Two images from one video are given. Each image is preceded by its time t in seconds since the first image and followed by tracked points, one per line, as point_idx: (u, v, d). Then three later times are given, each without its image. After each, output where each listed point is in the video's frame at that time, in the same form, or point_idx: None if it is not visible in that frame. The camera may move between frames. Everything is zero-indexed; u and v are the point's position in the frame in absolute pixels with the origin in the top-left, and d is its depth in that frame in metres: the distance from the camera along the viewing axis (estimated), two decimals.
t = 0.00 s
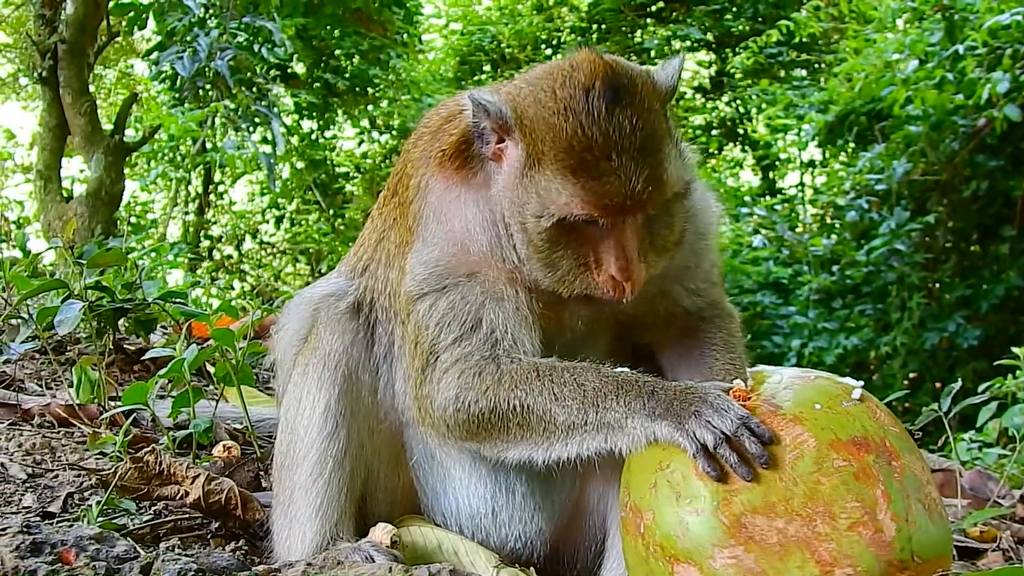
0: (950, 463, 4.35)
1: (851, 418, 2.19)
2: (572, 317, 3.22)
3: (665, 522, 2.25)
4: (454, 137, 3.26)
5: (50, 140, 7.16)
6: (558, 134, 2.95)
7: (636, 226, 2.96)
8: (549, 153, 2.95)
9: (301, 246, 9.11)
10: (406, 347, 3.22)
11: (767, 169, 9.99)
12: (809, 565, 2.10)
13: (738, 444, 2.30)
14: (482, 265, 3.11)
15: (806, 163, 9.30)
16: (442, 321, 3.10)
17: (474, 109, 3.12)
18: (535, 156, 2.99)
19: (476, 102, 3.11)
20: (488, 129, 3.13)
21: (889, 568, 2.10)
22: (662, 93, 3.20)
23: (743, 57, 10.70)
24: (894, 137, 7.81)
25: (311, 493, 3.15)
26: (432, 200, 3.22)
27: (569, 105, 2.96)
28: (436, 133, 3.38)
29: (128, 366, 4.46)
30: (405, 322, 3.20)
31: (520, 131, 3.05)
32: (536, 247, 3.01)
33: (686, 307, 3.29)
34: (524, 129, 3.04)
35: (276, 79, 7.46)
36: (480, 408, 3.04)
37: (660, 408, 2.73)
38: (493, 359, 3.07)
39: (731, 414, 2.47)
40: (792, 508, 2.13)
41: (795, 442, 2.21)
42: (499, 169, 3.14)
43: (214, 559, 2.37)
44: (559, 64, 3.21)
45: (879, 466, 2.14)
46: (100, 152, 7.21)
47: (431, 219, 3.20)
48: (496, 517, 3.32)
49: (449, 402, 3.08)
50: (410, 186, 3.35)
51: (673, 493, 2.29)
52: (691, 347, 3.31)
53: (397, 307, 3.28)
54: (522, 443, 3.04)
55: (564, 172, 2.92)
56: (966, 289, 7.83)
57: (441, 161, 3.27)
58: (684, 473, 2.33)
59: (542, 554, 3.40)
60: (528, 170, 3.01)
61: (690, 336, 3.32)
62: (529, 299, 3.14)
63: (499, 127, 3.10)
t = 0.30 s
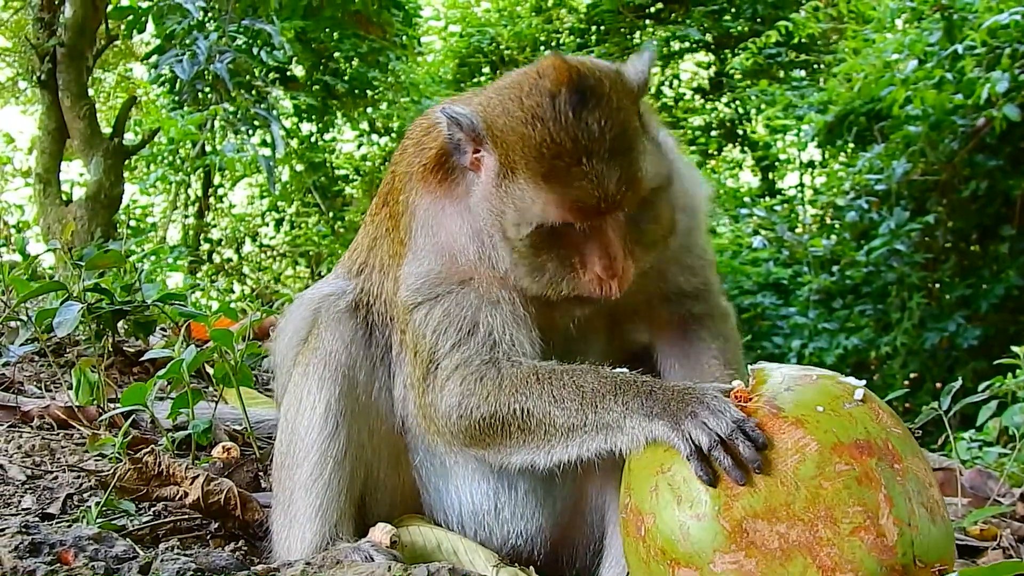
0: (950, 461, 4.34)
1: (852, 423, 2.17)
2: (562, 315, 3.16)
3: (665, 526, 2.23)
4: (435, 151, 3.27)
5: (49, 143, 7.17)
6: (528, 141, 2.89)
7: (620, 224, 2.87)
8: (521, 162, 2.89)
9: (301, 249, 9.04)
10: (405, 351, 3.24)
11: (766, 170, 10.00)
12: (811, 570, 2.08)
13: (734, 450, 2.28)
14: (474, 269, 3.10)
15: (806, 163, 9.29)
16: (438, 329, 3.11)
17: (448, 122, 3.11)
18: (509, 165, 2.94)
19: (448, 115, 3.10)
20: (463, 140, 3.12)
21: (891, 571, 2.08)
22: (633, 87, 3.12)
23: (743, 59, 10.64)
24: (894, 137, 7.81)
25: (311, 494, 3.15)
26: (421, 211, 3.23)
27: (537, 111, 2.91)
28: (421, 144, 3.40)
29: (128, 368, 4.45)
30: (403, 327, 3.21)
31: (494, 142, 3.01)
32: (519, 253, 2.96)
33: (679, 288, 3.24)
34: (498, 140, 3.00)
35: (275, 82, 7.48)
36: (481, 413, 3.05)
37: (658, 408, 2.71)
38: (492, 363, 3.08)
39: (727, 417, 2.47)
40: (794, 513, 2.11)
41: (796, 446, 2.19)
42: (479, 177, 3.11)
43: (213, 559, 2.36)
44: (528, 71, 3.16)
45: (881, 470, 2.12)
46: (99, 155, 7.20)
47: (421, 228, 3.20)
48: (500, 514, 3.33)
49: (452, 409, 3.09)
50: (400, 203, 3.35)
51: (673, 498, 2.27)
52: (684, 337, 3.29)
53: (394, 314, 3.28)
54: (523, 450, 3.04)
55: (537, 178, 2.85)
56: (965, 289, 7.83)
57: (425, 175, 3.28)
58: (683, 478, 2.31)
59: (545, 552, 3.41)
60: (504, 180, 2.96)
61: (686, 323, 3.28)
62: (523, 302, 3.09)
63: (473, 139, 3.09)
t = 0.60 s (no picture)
0: (953, 461, 4.34)
1: (828, 400, 2.11)
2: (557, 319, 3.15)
3: (650, 512, 2.14)
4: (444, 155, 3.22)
5: (51, 145, 7.17)
6: (538, 159, 2.85)
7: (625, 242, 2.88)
8: (528, 180, 2.87)
9: (302, 250, 9.09)
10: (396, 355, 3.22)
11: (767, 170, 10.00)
12: (793, 539, 1.99)
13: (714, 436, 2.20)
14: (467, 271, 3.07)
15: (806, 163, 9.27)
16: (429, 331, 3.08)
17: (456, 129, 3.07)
18: (518, 181, 2.90)
19: (454, 126, 3.07)
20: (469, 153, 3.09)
21: (876, 538, 1.98)
22: (638, 98, 3.09)
23: (744, 58, 10.72)
24: (895, 137, 7.81)
25: (316, 494, 3.15)
26: (421, 215, 3.18)
27: (545, 128, 2.87)
28: (426, 149, 3.38)
29: (131, 368, 4.46)
30: (375, 321, 3.18)
31: (501, 157, 2.98)
32: (525, 265, 2.94)
33: (678, 306, 3.22)
34: (507, 153, 2.95)
35: (275, 83, 7.47)
36: (436, 408, 3.04)
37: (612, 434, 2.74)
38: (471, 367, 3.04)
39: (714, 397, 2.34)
40: (774, 485, 2.01)
41: (768, 419, 2.08)
42: (484, 188, 3.08)
43: (220, 559, 2.36)
44: (533, 82, 3.12)
45: (858, 441, 2.04)
46: (100, 157, 7.20)
47: (418, 235, 3.15)
48: (502, 506, 3.38)
49: (410, 396, 3.07)
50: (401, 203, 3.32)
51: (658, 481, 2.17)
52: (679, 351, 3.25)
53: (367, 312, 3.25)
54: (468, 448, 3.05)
55: (542, 197, 2.83)
56: (967, 289, 7.83)
57: (429, 181, 3.24)
58: (663, 459, 2.21)
59: (547, 545, 3.40)
60: (512, 194, 2.92)
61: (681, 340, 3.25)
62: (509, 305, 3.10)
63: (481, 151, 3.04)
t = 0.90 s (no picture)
0: (953, 459, 4.34)
1: (864, 407, 2.19)
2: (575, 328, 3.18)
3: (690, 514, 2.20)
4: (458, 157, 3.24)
5: (50, 143, 7.17)
6: (541, 163, 2.85)
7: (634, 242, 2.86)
8: (533, 184, 2.87)
9: (301, 248, 8.98)
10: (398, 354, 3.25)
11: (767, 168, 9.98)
12: (840, 546, 2.02)
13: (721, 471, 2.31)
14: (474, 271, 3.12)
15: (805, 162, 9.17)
16: (436, 329, 3.12)
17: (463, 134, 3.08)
18: (524, 185, 2.91)
19: (460, 127, 3.09)
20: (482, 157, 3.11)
21: (918, 548, 2.02)
22: (648, 102, 3.06)
23: (743, 57, 10.71)
24: (894, 136, 7.81)
25: (315, 491, 3.15)
26: (435, 213, 3.23)
27: (550, 132, 2.86)
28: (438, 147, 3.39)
29: (131, 367, 4.45)
30: (383, 326, 3.23)
31: (508, 159, 2.97)
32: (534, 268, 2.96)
33: (696, 306, 3.26)
34: (513, 159, 2.96)
35: (274, 81, 7.47)
36: (446, 413, 3.11)
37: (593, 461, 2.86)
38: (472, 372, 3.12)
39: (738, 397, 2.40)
40: (819, 491, 2.06)
41: (808, 423, 2.14)
42: (496, 188, 3.09)
43: (220, 557, 2.35)
44: (545, 84, 3.11)
45: (898, 449, 2.11)
46: (100, 154, 7.20)
47: (431, 233, 3.20)
48: (510, 503, 3.36)
49: (421, 396, 3.13)
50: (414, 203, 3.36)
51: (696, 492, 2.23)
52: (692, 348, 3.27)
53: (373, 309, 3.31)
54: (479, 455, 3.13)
55: (548, 201, 2.83)
56: (966, 288, 7.84)
57: (443, 180, 3.27)
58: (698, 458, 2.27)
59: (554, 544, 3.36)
60: (520, 197, 2.93)
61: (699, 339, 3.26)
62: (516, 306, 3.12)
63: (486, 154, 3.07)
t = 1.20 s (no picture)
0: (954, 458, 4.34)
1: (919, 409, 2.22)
2: (603, 316, 3.14)
3: (857, 471, 1.94)
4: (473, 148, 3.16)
5: (50, 141, 7.17)
6: (558, 142, 2.81)
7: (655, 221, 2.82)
8: (553, 164, 2.82)
9: (302, 246, 9.03)
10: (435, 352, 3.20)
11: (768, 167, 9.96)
12: (975, 525, 1.99)
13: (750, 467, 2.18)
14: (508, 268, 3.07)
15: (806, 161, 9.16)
16: (480, 328, 3.09)
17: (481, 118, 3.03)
18: (544, 166, 2.86)
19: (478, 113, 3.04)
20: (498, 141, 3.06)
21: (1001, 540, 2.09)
22: (663, 77, 3.03)
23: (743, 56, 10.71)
24: (895, 135, 7.81)
25: (319, 493, 3.15)
26: (455, 211, 3.16)
27: (566, 109, 2.82)
28: (450, 140, 3.32)
29: (131, 364, 4.45)
30: (431, 338, 3.19)
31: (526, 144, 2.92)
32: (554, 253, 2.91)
33: (708, 296, 3.29)
34: (531, 140, 2.91)
35: (275, 79, 7.48)
36: (519, 417, 3.03)
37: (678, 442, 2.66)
38: (527, 371, 3.06)
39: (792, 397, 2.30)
40: (955, 471, 2.02)
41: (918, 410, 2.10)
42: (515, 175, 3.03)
43: (221, 555, 2.34)
44: (554, 65, 3.06)
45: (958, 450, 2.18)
46: (100, 152, 7.20)
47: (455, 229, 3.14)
48: (533, 498, 3.36)
49: (487, 407, 3.06)
50: (430, 201, 3.29)
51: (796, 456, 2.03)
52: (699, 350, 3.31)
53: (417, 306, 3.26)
54: (554, 457, 2.99)
55: (569, 181, 2.78)
56: (966, 287, 7.84)
57: (463, 180, 3.17)
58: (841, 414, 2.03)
59: (572, 540, 3.38)
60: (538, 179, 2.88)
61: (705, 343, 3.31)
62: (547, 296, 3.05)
63: (504, 137, 3.01)
